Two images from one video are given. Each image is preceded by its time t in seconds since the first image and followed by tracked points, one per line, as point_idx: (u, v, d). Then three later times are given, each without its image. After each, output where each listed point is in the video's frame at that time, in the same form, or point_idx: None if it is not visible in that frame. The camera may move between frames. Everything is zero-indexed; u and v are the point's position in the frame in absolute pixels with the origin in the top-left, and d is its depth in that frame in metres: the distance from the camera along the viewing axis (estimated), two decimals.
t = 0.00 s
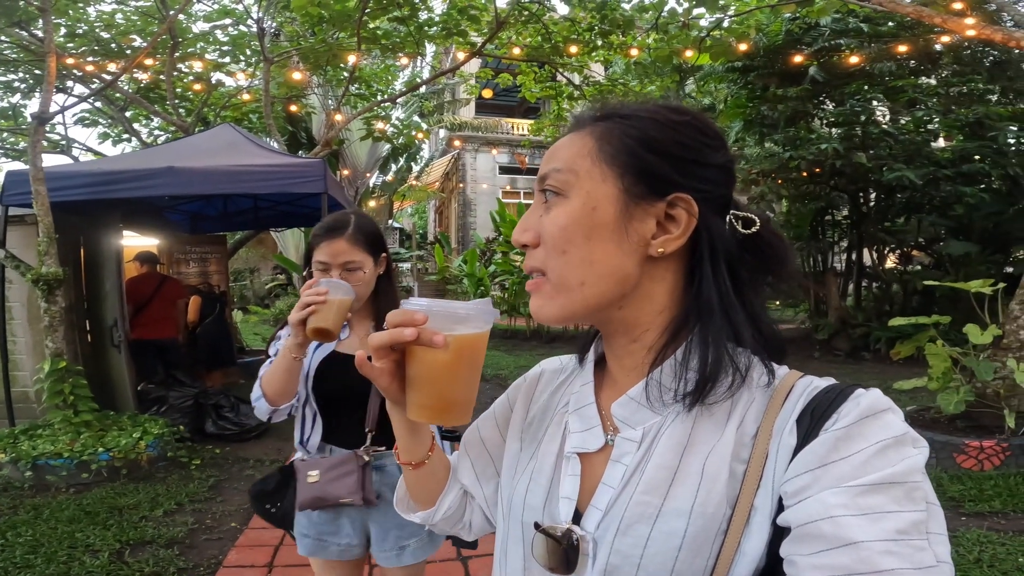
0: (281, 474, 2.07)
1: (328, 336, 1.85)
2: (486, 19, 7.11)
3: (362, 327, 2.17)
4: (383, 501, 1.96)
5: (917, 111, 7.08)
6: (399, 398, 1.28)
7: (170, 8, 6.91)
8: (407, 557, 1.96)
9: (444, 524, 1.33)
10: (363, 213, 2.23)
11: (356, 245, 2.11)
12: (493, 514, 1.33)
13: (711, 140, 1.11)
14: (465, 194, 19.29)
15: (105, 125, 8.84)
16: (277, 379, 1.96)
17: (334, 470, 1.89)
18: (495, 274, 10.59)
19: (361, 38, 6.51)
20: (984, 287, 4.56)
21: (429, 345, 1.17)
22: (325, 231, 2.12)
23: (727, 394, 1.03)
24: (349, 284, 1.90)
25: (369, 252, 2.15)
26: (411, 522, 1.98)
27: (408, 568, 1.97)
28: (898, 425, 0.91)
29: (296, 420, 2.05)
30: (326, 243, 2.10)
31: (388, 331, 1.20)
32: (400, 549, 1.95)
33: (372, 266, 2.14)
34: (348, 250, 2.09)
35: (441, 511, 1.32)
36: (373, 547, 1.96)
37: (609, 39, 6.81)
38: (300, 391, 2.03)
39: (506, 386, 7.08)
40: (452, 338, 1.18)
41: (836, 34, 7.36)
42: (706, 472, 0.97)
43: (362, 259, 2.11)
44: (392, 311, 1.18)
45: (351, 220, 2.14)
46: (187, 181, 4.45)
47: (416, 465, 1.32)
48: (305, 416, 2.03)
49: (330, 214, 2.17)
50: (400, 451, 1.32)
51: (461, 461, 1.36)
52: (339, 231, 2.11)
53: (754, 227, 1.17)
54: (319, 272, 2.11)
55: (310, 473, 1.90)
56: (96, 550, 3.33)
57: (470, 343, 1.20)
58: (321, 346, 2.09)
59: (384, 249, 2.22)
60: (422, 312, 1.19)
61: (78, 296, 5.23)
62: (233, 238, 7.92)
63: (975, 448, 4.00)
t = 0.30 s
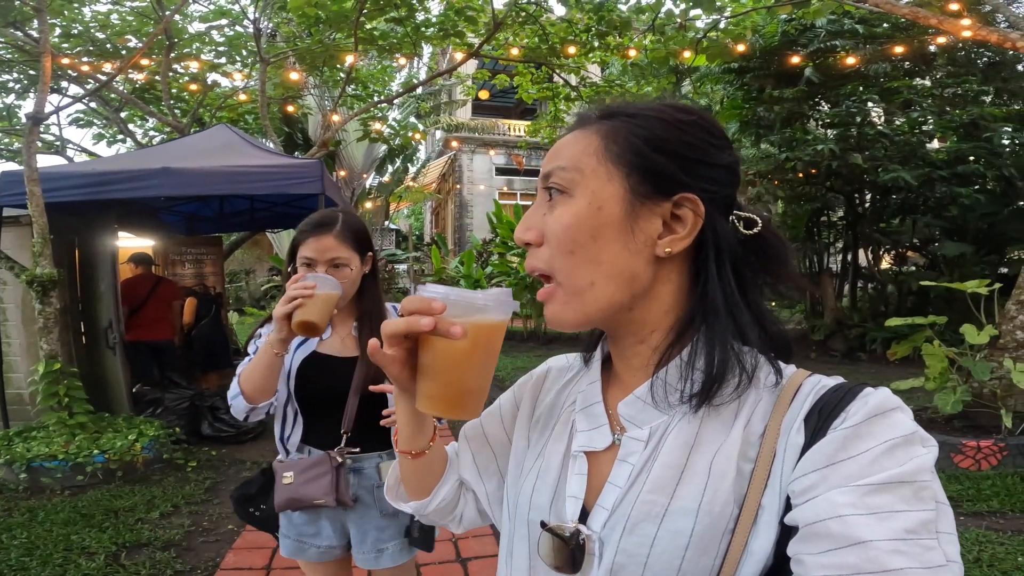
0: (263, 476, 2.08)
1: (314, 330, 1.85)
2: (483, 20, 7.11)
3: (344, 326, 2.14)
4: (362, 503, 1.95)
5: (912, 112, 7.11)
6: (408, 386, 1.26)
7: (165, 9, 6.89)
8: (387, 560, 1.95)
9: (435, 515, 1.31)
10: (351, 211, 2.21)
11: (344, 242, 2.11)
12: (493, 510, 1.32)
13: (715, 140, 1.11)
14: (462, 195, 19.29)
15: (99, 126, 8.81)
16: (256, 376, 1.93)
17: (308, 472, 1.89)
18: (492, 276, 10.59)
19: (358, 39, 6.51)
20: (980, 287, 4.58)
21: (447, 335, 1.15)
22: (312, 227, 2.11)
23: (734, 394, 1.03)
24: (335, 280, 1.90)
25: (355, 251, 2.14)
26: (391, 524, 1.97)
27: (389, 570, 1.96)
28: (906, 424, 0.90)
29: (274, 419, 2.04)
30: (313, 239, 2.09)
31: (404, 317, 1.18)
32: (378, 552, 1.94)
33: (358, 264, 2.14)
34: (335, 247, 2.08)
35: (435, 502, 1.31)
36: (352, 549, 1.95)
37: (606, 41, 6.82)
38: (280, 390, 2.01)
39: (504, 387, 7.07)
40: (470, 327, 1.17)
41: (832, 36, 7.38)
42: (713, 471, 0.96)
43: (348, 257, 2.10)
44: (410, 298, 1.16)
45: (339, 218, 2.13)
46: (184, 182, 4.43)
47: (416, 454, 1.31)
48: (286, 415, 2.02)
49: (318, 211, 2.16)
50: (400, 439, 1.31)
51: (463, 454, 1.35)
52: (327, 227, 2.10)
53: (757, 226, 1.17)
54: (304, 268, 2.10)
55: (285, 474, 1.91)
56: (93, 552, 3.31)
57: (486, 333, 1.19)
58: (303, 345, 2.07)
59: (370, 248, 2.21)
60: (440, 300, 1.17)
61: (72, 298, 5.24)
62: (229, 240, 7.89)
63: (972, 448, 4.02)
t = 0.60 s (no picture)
0: (253, 478, 2.09)
1: (299, 329, 1.83)
2: (482, 21, 7.12)
3: (332, 328, 2.14)
4: (353, 504, 1.95)
5: (911, 112, 7.11)
6: (401, 382, 1.27)
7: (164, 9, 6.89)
8: (377, 560, 1.94)
9: (425, 514, 1.31)
10: (338, 213, 2.22)
11: (330, 244, 2.10)
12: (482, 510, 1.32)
13: (703, 140, 1.11)
14: (461, 196, 19.30)
15: (97, 126, 8.81)
16: (243, 377, 1.92)
17: (299, 473, 1.89)
18: (492, 276, 10.59)
19: (357, 40, 6.51)
20: (979, 288, 4.58)
21: (442, 331, 1.16)
22: (298, 229, 2.11)
23: (724, 395, 1.03)
24: (322, 280, 1.89)
25: (343, 253, 2.14)
26: (380, 525, 1.96)
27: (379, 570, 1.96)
28: (894, 424, 0.90)
29: (264, 422, 2.03)
30: (299, 241, 2.09)
31: (400, 313, 1.19)
32: (367, 553, 1.94)
33: (345, 265, 2.13)
34: (321, 248, 2.08)
35: (425, 500, 1.31)
36: (342, 549, 1.95)
37: (605, 41, 6.83)
38: (269, 392, 2.00)
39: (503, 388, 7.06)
40: (467, 326, 1.17)
41: (830, 36, 7.38)
42: (704, 472, 0.96)
43: (335, 259, 2.10)
44: (406, 293, 1.17)
45: (326, 219, 2.13)
46: (182, 183, 4.43)
47: (406, 452, 1.30)
48: (276, 417, 2.02)
49: (305, 213, 2.16)
50: (391, 437, 1.31)
51: (454, 452, 1.35)
52: (313, 229, 2.10)
53: (747, 224, 1.16)
54: (290, 270, 2.09)
55: (276, 475, 1.91)
56: (91, 552, 3.31)
57: (482, 331, 1.20)
58: (291, 346, 2.06)
59: (358, 250, 2.21)
60: (436, 296, 1.18)
61: (71, 298, 5.22)
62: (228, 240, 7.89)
63: (971, 448, 4.02)
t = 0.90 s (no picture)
0: (247, 478, 2.08)
1: (292, 329, 1.83)
2: (481, 22, 7.13)
3: (327, 328, 2.14)
4: (348, 504, 1.94)
5: (910, 113, 7.12)
6: (393, 382, 1.27)
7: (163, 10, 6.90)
8: (372, 560, 1.94)
9: (422, 516, 1.31)
10: (333, 213, 2.22)
11: (326, 244, 2.10)
12: (476, 510, 1.32)
13: (695, 139, 1.11)
14: (461, 197, 19.31)
15: (97, 127, 8.83)
16: (238, 377, 1.93)
17: (294, 472, 1.88)
18: (491, 277, 10.60)
19: (356, 40, 6.51)
20: (978, 288, 4.57)
21: (432, 330, 1.16)
22: (293, 230, 2.11)
23: (717, 392, 1.03)
24: (316, 280, 1.89)
25: (338, 254, 2.14)
26: (376, 526, 1.96)
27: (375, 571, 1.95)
28: (884, 419, 0.91)
29: (259, 422, 2.03)
30: (294, 241, 2.09)
31: (391, 312, 1.19)
32: (362, 553, 1.93)
33: (340, 265, 2.13)
34: (316, 248, 2.08)
35: (420, 502, 1.30)
36: (337, 550, 1.94)
37: (604, 42, 6.84)
38: (264, 392, 2.01)
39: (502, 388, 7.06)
40: (459, 324, 1.17)
41: (829, 37, 7.40)
42: (697, 468, 0.97)
43: (330, 260, 2.10)
44: (395, 294, 1.17)
45: (321, 220, 2.13)
46: (181, 183, 4.43)
47: (401, 453, 1.30)
48: (270, 417, 2.02)
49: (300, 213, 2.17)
50: (385, 438, 1.30)
51: (449, 453, 1.35)
52: (308, 229, 2.10)
53: (738, 222, 1.16)
54: (286, 270, 2.10)
55: (271, 475, 1.90)
56: (89, 552, 3.31)
57: (474, 329, 1.20)
58: (286, 346, 2.07)
59: (353, 250, 2.21)
60: (427, 295, 1.18)
61: (70, 299, 5.22)
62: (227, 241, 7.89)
63: (970, 448, 4.02)
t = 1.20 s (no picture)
0: (245, 479, 2.08)
1: (290, 329, 1.83)
2: (480, 23, 7.14)
3: (325, 329, 2.14)
4: (346, 505, 1.94)
5: (907, 114, 7.13)
6: (391, 381, 1.27)
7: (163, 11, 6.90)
8: (371, 561, 1.94)
9: (420, 515, 1.31)
10: (330, 214, 2.22)
11: (323, 244, 2.11)
12: (475, 510, 1.32)
13: (692, 138, 1.11)
14: (460, 198, 19.32)
15: (97, 128, 8.84)
16: (235, 377, 1.93)
17: (292, 473, 1.88)
18: (490, 278, 10.60)
19: (355, 41, 6.52)
20: (977, 288, 4.57)
21: (430, 328, 1.16)
22: (290, 230, 2.11)
23: (714, 390, 1.03)
24: (315, 280, 1.89)
25: (336, 255, 2.14)
26: (374, 527, 1.96)
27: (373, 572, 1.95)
28: (882, 417, 0.92)
29: (257, 423, 2.04)
30: (292, 241, 2.09)
31: (388, 312, 1.19)
32: (360, 554, 1.93)
33: (338, 265, 2.13)
34: (314, 249, 2.08)
35: (419, 502, 1.30)
36: (335, 551, 1.94)
37: (602, 43, 6.86)
38: (262, 392, 2.01)
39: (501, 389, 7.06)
40: (457, 323, 1.18)
41: (828, 37, 7.41)
42: (695, 467, 0.97)
43: (328, 261, 2.10)
44: (392, 293, 1.17)
45: (318, 221, 2.14)
46: (181, 184, 4.43)
47: (399, 453, 1.30)
48: (268, 417, 2.03)
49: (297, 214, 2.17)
50: (383, 438, 1.31)
51: (447, 453, 1.35)
52: (305, 230, 2.10)
53: (734, 220, 1.16)
54: (284, 271, 2.10)
55: (269, 475, 1.90)
56: (88, 553, 3.31)
57: (473, 328, 1.20)
58: (283, 347, 2.07)
59: (350, 251, 2.21)
60: (424, 293, 1.18)
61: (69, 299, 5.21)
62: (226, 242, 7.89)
63: (969, 448, 4.02)
